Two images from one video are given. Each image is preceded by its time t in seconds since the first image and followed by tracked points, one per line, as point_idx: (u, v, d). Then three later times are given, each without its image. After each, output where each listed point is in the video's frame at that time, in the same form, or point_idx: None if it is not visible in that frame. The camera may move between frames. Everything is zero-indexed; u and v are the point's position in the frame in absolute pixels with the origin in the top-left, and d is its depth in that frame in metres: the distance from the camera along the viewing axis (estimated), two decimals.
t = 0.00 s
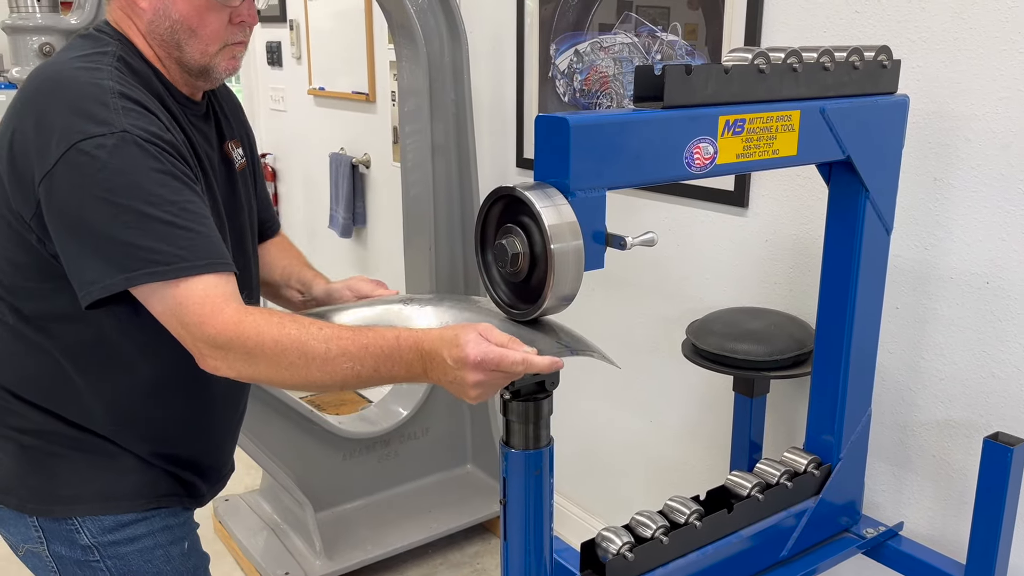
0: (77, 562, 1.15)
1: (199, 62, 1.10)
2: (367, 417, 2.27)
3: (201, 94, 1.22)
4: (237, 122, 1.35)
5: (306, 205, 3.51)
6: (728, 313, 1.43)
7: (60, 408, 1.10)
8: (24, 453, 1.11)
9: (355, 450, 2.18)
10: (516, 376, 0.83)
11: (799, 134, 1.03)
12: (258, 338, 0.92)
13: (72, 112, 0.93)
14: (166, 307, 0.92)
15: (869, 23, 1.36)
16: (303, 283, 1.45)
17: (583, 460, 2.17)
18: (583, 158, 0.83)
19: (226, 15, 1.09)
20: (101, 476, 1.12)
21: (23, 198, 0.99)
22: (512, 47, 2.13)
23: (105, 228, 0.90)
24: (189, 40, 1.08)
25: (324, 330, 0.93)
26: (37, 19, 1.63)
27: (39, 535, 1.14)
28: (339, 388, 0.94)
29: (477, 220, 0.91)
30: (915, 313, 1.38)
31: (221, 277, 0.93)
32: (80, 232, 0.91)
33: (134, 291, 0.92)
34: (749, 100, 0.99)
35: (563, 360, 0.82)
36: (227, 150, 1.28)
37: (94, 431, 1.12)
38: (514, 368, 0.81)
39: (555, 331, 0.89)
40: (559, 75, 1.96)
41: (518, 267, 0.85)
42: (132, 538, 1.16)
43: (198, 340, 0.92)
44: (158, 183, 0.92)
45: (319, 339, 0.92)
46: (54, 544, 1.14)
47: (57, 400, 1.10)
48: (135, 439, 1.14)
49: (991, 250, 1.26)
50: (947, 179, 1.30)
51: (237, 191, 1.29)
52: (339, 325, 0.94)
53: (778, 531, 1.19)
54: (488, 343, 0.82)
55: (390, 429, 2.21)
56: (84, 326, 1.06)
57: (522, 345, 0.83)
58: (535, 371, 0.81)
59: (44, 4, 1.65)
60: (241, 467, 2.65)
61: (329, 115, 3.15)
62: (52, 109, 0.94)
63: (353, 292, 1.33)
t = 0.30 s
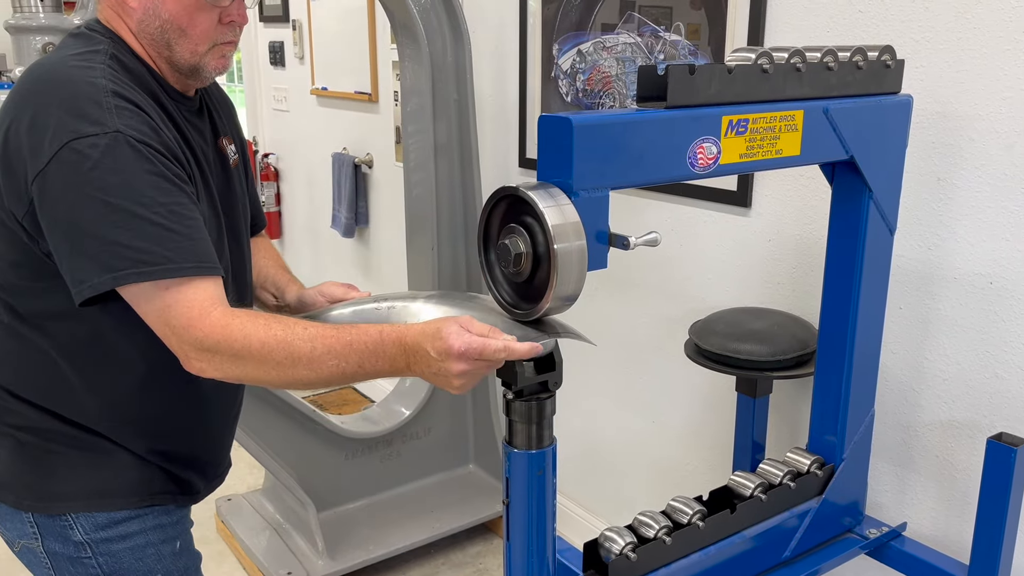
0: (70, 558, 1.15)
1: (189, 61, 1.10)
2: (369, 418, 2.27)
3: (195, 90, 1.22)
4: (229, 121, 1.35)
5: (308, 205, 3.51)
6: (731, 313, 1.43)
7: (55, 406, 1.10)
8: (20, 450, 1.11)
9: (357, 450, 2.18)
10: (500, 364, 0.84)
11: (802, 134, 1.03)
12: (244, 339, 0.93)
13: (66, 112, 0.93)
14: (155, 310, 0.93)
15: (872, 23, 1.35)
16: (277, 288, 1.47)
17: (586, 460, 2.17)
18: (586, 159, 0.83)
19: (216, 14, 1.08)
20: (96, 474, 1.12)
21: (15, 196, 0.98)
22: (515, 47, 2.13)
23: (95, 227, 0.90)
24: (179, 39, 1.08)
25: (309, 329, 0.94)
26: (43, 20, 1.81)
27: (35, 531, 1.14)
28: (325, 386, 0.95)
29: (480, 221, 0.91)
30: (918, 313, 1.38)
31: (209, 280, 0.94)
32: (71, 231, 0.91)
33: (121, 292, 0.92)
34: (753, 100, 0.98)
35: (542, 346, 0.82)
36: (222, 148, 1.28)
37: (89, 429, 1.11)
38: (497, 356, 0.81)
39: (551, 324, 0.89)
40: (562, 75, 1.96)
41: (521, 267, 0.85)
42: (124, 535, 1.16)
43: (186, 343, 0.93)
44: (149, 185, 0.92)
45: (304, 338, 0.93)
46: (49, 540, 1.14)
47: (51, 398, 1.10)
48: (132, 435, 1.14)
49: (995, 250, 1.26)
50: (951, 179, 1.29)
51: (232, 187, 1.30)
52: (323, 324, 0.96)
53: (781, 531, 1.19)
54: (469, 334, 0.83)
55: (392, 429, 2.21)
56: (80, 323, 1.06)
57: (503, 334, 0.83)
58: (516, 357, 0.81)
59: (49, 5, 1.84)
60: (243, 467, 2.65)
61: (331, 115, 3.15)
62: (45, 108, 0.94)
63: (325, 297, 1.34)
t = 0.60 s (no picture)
0: (59, 557, 1.15)
1: (189, 66, 1.10)
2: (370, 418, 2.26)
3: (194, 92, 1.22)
4: (224, 122, 1.35)
5: (309, 205, 3.51)
6: (732, 312, 1.43)
7: (45, 407, 1.10)
8: (12, 449, 1.11)
9: (357, 450, 2.18)
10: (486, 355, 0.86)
11: (804, 134, 1.02)
12: (235, 343, 0.93)
13: (65, 113, 0.93)
14: (145, 314, 0.93)
15: (874, 23, 1.35)
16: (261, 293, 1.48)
17: (586, 460, 2.17)
18: (587, 158, 0.83)
19: (218, 21, 1.08)
20: (87, 473, 1.12)
21: (13, 196, 0.98)
22: (515, 47, 2.13)
23: (93, 230, 0.89)
24: (179, 44, 1.08)
25: (297, 331, 0.95)
26: (43, 20, 1.81)
27: (24, 530, 1.14)
28: (314, 386, 0.96)
29: (481, 223, 0.91)
30: (919, 313, 1.37)
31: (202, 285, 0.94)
32: (69, 233, 0.90)
33: (115, 295, 0.92)
34: (754, 99, 0.98)
35: (526, 336, 0.83)
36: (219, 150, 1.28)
37: (78, 428, 1.11)
38: (483, 349, 0.83)
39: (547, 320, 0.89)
40: (563, 75, 1.95)
41: (522, 267, 0.85)
42: (114, 535, 1.16)
43: (176, 347, 0.93)
44: (148, 190, 0.92)
45: (292, 339, 0.94)
46: (39, 539, 1.14)
47: (41, 398, 1.09)
48: (124, 434, 1.14)
49: (997, 249, 1.25)
50: (953, 179, 1.29)
51: (229, 188, 1.29)
52: (309, 325, 0.96)
53: (783, 532, 1.19)
54: (455, 329, 0.85)
55: (392, 429, 2.21)
56: (74, 323, 1.06)
57: (487, 328, 0.85)
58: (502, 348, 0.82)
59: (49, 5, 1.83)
60: (243, 467, 2.65)
61: (332, 115, 3.15)
62: (43, 109, 0.94)
63: (305, 302, 1.32)
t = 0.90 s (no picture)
0: (61, 562, 1.14)
1: (196, 68, 1.09)
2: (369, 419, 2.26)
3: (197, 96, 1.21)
4: (228, 124, 1.35)
5: (307, 204, 3.51)
6: (731, 312, 1.43)
7: (44, 411, 1.09)
8: (10, 453, 1.11)
9: (356, 451, 2.17)
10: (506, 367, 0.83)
11: (804, 133, 1.02)
12: (252, 341, 0.92)
13: (68, 114, 0.92)
14: (160, 312, 0.92)
15: (874, 22, 1.35)
16: (292, 282, 1.45)
17: (586, 461, 2.16)
18: (587, 158, 0.82)
19: (229, 26, 1.08)
20: (87, 477, 1.12)
21: (15, 198, 0.97)
22: (514, 47, 2.13)
23: (99, 231, 0.89)
24: (189, 46, 1.07)
25: (316, 330, 0.93)
26: (41, 19, 1.80)
27: (25, 535, 1.13)
28: (333, 386, 0.94)
29: (480, 221, 0.90)
30: (919, 313, 1.37)
31: (218, 280, 0.94)
32: (75, 235, 0.90)
33: (129, 296, 0.92)
34: (755, 98, 0.98)
35: (550, 352, 0.80)
36: (220, 152, 1.27)
37: (77, 432, 1.11)
38: (502, 362, 0.80)
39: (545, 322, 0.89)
40: (562, 75, 1.95)
41: (521, 267, 0.84)
42: (115, 539, 1.16)
43: (194, 344, 0.93)
44: (154, 188, 0.91)
45: (311, 339, 0.92)
46: (40, 544, 1.13)
47: (39, 402, 1.09)
48: (124, 439, 1.13)
49: (997, 249, 1.25)
50: (953, 178, 1.29)
51: (230, 191, 1.29)
52: (330, 323, 0.94)
53: (782, 533, 1.18)
54: (475, 338, 0.82)
55: (391, 429, 2.20)
56: (69, 326, 1.05)
57: (509, 339, 0.82)
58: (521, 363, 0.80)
59: (48, 4, 1.82)
60: (241, 468, 2.65)
61: (330, 114, 3.14)
62: (47, 110, 0.93)
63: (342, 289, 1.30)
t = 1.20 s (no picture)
0: (65, 568, 1.14)
1: (203, 69, 1.08)
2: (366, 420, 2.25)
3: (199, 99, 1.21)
4: (233, 126, 1.34)
5: (304, 205, 3.50)
6: (730, 312, 1.42)
7: (46, 418, 1.09)
8: (10, 458, 1.11)
9: (353, 452, 2.16)
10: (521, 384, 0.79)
11: (802, 132, 1.02)
12: (265, 342, 0.89)
13: (67, 115, 0.91)
14: (171, 309, 0.91)
15: (872, 21, 1.35)
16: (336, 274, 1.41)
17: (584, 461, 2.16)
18: (585, 157, 0.82)
19: (239, 29, 1.07)
20: (89, 482, 1.11)
21: (17, 202, 0.97)
22: (511, 47, 2.12)
23: (106, 234, 0.89)
24: (198, 46, 1.06)
25: (332, 333, 0.89)
26: (35, 19, 1.64)
27: (27, 542, 1.12)
28: (349, 391, 0.91)
29: (477, 220, 0.90)
30: (918, 313, 1.37)
31: (228, 276, 0.92)
32: (81, 238, 0.89)
33: (141, 296, 0.91)
34: (754, 97, 0.97)
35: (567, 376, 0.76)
36: (222, 154, 1.27)
37: (78, 437, 1.10)
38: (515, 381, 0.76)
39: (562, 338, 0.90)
40: (559, 74, 1.95)
41: (519, 267, 0.84)
42: (121, 544, 1.14)
43: (208, 342, 0.91)
44: (158, 186, 0.90)
45: (326, 342, 0.89)
46: (42, 551, 1.13)
47: (39, 408, 1.08)
48: (126, 445, 1.12)
49: (996, 248, 1.25)
50: (951, 178, 1.29)
51: (231, 193, 1.27)
52: (347, 326, 0.91)
53: (781, 534, 1.18)
54: (491, 354, 0.78)
55: (388, 430, 2.20)
56: (67, 330, 1.05)
57: (528, 358, 0.78)
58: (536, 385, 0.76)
59: (42, 3, 1.66)
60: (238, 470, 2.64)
61: (327, 115, 3.14)
62: (47, 112, 0.92)
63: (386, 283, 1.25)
